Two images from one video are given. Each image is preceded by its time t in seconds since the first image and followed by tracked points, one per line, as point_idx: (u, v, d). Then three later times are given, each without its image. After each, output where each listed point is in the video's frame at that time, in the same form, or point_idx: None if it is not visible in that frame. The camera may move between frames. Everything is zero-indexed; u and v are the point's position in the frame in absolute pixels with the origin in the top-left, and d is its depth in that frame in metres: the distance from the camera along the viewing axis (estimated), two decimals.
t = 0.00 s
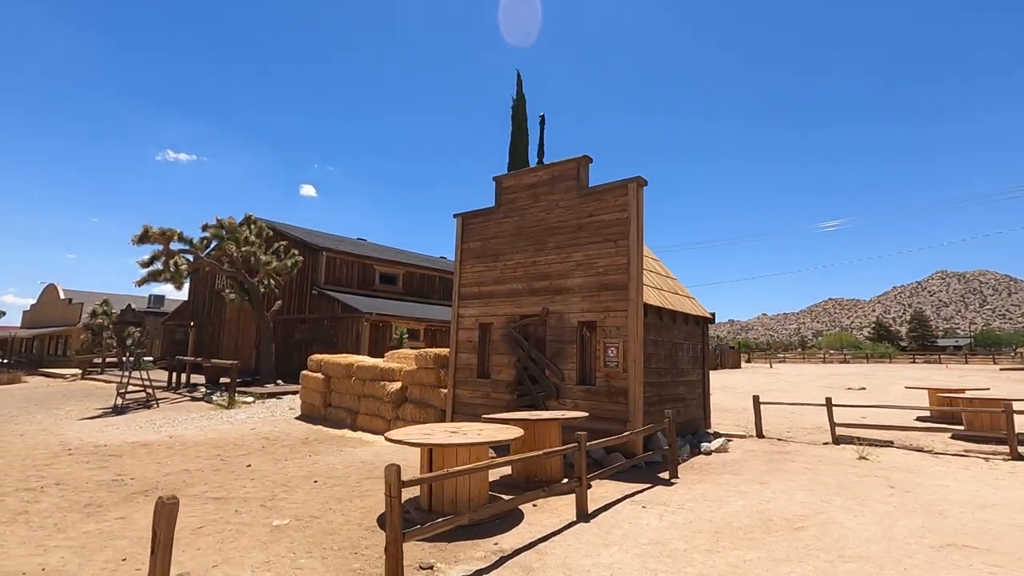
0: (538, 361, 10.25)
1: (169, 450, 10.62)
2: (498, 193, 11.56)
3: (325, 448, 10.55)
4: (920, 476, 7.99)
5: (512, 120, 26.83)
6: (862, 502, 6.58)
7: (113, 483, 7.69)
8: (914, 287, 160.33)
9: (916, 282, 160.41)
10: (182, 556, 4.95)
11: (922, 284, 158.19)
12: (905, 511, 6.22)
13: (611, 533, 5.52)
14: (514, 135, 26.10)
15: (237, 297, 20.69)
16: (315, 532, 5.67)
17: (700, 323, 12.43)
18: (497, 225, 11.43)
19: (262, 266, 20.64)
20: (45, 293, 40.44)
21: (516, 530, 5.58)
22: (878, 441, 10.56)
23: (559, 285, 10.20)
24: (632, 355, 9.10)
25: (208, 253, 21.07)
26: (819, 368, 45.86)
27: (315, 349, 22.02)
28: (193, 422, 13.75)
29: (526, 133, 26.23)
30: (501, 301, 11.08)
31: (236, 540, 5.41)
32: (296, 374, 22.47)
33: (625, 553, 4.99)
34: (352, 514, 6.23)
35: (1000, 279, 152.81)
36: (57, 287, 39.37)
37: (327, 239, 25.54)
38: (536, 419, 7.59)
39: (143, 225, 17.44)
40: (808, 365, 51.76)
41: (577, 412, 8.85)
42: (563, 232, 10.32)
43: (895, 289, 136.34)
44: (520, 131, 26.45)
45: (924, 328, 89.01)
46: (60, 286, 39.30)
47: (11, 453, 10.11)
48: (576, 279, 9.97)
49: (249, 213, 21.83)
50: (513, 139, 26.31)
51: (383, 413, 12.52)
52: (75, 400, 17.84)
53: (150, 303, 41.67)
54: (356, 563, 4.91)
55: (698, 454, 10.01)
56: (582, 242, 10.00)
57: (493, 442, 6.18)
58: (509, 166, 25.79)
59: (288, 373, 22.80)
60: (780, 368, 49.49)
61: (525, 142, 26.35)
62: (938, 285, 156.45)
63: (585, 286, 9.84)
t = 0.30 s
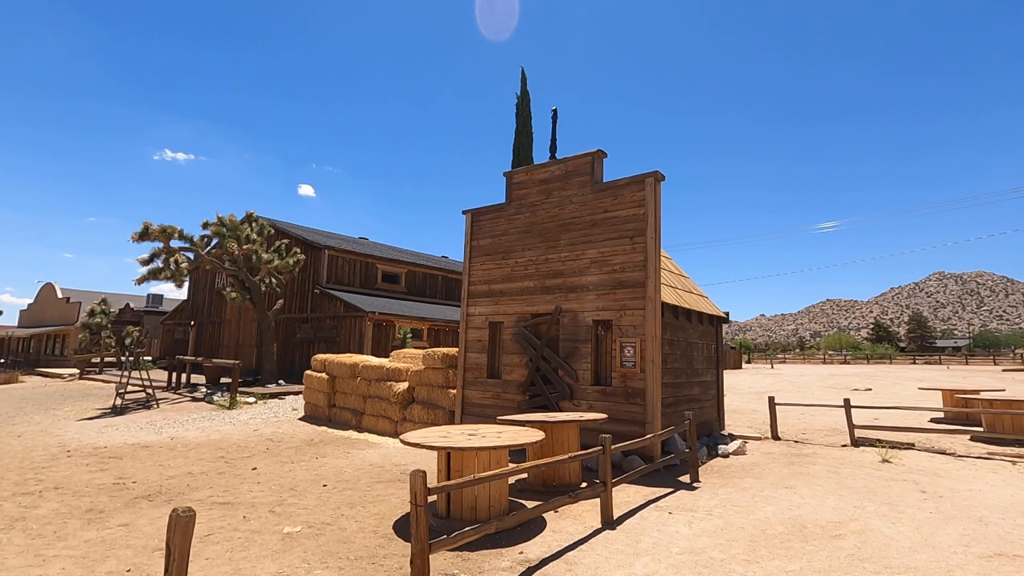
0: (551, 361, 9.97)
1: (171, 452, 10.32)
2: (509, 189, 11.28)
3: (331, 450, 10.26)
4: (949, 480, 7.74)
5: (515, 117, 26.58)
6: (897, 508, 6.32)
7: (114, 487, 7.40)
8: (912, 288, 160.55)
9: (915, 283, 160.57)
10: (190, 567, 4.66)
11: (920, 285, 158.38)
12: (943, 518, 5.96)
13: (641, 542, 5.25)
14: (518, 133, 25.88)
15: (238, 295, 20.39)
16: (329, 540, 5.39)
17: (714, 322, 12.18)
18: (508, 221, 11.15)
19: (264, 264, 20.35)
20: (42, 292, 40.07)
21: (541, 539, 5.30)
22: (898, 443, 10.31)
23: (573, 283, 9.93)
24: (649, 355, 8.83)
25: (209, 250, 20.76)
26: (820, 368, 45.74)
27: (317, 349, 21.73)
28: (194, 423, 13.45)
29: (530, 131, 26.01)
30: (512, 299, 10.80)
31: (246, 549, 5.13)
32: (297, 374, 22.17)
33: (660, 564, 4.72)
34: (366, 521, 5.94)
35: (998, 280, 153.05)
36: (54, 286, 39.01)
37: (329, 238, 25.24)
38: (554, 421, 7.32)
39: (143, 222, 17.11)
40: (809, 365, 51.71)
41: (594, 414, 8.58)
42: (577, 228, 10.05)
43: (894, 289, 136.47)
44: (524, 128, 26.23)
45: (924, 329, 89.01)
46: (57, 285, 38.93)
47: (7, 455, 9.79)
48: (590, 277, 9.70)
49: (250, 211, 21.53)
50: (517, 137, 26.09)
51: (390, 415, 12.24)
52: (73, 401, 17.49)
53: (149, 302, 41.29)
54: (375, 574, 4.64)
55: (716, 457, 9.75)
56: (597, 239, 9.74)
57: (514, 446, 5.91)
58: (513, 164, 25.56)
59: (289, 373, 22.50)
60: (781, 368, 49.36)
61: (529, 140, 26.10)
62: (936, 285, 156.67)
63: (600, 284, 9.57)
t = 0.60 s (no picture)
0: (564, 363, 9.68)
1: (171, 456, 10.01)
2: (519, 185, 10.99)
3: (338, 455, 9.96)
4: (982, 485, 7.46)
5: (518, 115, 26.30)
6: (935, 516, 6.04)
7: (114, 494, 7.08)
8: (910, 288, 160.83)
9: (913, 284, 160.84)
10: None
11: (918, 286, 158.67)
12: (986, 527, 5.68)
13: (674, 554, 4.95)
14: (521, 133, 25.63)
15: (238, 295, 20.07)
16: (342, 553, 5.08)
17: (728, 322, 11.90)
18: (518, 219, 10.86)
19: (265, 263, 20.02)
20: (39, 293, 39.67)
21: (567, 551, 5.01)
22: (921, 446, 10.03)
23: (587, 281, 9.64)
24: (668, 355, 8.55)
25: (208, 250, 20.43)
26: (823, 369, 45.59)
27: (319, 350, 21.41)
28: (194, 426, 13.12)
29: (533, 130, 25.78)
30: (523, 299, 10.50)
31: (255, 563, 4.82)
32: (299, 375, 21.85)
33: None
34: (380, 532, 5.64)
35: (997, 280, 153.21)
36: (51, 287, 38.61)
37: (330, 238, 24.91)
38: (573, 426, 7.03)
39: (142, 221, 16.78)
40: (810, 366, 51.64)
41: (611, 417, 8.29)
42: (590, 225, 9.76)
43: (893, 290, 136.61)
44: (528, 127, 25.97)
45: (924, 329, 88.95)
46: (54, 286, 38.54)
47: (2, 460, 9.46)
48: (605, 275, 9.41)
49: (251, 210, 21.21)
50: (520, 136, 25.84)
51: (397, 417, 11.93)
52: (71, 403, 17.13)
53: (147, 303, 40.90)
54: None
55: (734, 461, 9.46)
56: (611, 236, 9.45)
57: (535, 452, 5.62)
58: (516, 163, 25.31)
59: (290, 374, 22.19)
60: (782, 369, 49.23)
61: (533, 138, 25.81)
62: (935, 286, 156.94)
63: (615, 283, 9.28)
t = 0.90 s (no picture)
0: (577, 363, 9.43)
1: (173, 460, 9.72)
2: (529, 181, 10.73)
3: (344, 458, 9.69)
4: (1013, 489, 7.23)
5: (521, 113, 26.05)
6: (973, 522, 5.81)
7: (114, 501, 6.79)
8: (908, 288, 161.11)
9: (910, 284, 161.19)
10: None
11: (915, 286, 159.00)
12: None
13: (708, 565, 4.71)
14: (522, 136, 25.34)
15: (238, 295, 19.77)
16: (359, 564, 4.81)
17: (741, 321, 11.66)
18: (528, 216, 10.60)
19: (265, 263, 19.72)
20: (34, 293, 39.22)
21: (596, 562, 4.76)
22: (941, 448, 9.81)
23: (600, 279, 9.39)
24: (686, 355, 8.30)
25: (208, 249, 20.12)
26: (824, 369, 45.45)
27: (320, 350, 21.12)
28: (195, 429, 12.83)
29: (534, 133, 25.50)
30: (534, 298, 10.24)
31: None
32: (300, 376, 21.57)
33: None
34: (396, 541, 5.37)
35: (994, 279, 153.54)
36: (47, 287, 38.16)
37: (331, 237, 24.61)
38: (592, 429, 6.79)
39: (140, 219, 16.47)
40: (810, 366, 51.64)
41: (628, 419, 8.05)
42: (604, 222, 9.51)
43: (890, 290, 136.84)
44: (528, 130, 25.64)
45: (922, 328, 89.03)
46: (50, 286, 38.09)
47: None
48: (620, 273, 9.16)
49: (250, 208, 20.89)
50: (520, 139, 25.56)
51: (403, 419, 11.66)
52: (67, 405, 16.79)
53: (145, 303, 40.46)
54: None
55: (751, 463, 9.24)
56: (626, 233, 9.20)
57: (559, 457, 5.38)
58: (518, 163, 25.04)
59: (291, 375, 21.91)
60: (783, 368, 49.11)
61: (536, 136, 25.55)
62: (932, 286, 157.18)
63: (631, 281, 9.03)
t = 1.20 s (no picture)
0: (589, 365, 9.15)
1: (169, 464, 9.39)
2: (538, 178, 10.45)
3: (347, 463, 9.38)
4: None
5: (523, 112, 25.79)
6: (1011, 532, 5.55)
7: (108, 509, 6.47)
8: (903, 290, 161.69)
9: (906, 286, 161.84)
10: None
11: (911, 288, 159.62)
12: None
13: None
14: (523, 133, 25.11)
15: (235, 295, 19.41)
16: None
17: (753, 322, 11.40)
18: (536, 214, 10.33)
19: (263, 262, 19.37)
20: (27, 293, 38.71)
21: None
22: (960, 452, 9.57)
23: (612, 279, 9.12)
24: (703, 357, 8.04)
25: (205, 248, 19.75)
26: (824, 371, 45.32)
27: (319, 351, 20.78)
28: (192, 432, 12.48)
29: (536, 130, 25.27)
30: (543, 298, 9.96)
31: None
32: (298, 378, 21.22)
33: None
34: (408, 553, 5.07)
35: (989, 282, 154.26)
36: (40, 287, 37.66)
37: (329, 236, 24.27)
38: (609, 434, 6.52)
39: (136, 217, 16.10)
40: (809, 368, 51.55)
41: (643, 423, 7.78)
42: (616, 220, 9.23)
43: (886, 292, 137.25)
44: (529, 127, 25.42)
45: (919, 331, 89.21)
46: (43, 286, 37.58)
47: None
48: (633, 272, 8.89)
49: (248, 206, 20.54)
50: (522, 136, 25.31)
51: (406, 422, 11.36)
52: (60, 406, 16.39)
53: (140, 304, 39.99)
54: None
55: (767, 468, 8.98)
56: (640, 231, 8.93)
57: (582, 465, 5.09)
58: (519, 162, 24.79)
59: (289, 376, 21.56)
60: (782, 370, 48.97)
61: (538, 136, 25.30)
62: (927, 288, 157.78)
63: (644, 280, 8.75)
